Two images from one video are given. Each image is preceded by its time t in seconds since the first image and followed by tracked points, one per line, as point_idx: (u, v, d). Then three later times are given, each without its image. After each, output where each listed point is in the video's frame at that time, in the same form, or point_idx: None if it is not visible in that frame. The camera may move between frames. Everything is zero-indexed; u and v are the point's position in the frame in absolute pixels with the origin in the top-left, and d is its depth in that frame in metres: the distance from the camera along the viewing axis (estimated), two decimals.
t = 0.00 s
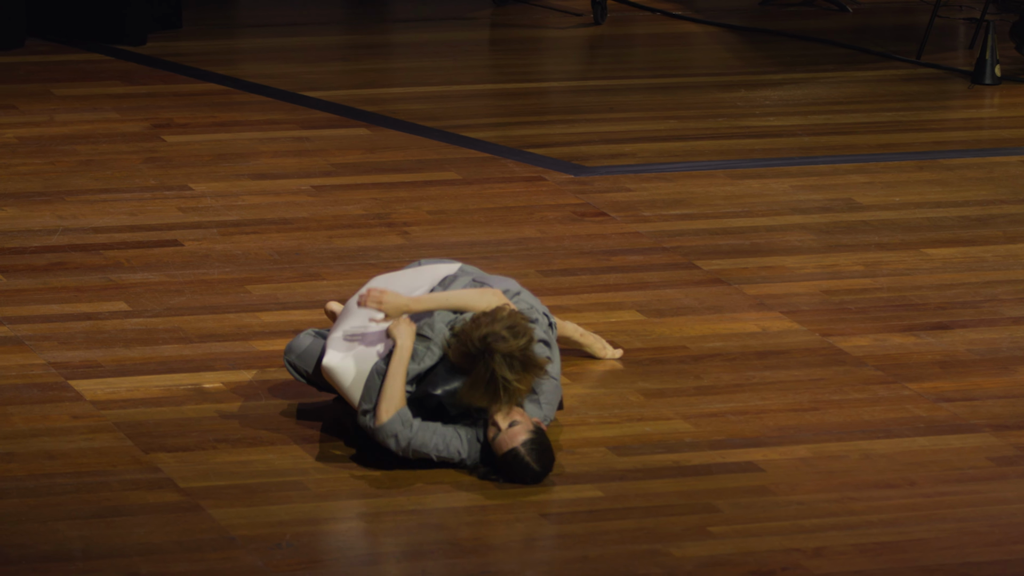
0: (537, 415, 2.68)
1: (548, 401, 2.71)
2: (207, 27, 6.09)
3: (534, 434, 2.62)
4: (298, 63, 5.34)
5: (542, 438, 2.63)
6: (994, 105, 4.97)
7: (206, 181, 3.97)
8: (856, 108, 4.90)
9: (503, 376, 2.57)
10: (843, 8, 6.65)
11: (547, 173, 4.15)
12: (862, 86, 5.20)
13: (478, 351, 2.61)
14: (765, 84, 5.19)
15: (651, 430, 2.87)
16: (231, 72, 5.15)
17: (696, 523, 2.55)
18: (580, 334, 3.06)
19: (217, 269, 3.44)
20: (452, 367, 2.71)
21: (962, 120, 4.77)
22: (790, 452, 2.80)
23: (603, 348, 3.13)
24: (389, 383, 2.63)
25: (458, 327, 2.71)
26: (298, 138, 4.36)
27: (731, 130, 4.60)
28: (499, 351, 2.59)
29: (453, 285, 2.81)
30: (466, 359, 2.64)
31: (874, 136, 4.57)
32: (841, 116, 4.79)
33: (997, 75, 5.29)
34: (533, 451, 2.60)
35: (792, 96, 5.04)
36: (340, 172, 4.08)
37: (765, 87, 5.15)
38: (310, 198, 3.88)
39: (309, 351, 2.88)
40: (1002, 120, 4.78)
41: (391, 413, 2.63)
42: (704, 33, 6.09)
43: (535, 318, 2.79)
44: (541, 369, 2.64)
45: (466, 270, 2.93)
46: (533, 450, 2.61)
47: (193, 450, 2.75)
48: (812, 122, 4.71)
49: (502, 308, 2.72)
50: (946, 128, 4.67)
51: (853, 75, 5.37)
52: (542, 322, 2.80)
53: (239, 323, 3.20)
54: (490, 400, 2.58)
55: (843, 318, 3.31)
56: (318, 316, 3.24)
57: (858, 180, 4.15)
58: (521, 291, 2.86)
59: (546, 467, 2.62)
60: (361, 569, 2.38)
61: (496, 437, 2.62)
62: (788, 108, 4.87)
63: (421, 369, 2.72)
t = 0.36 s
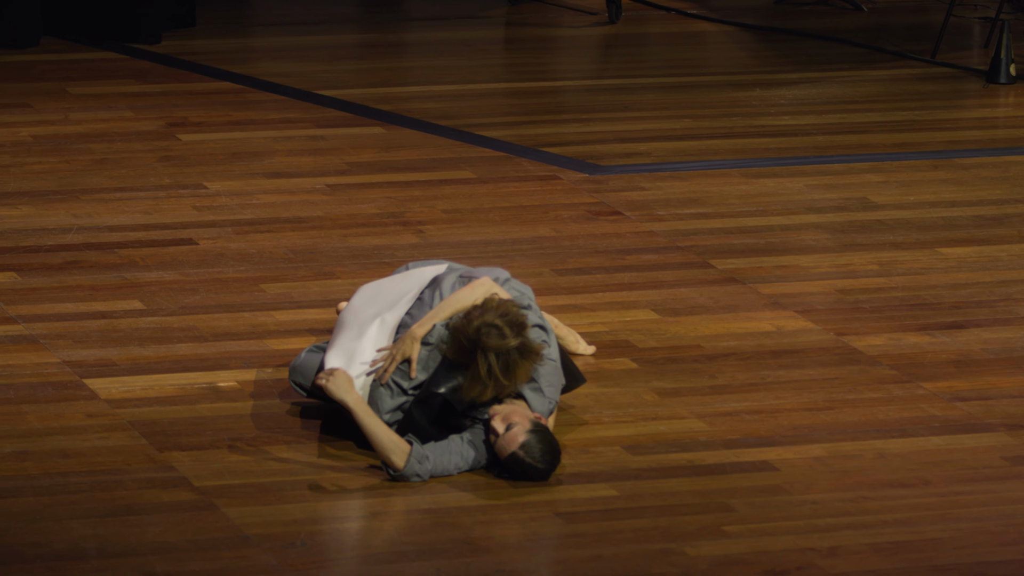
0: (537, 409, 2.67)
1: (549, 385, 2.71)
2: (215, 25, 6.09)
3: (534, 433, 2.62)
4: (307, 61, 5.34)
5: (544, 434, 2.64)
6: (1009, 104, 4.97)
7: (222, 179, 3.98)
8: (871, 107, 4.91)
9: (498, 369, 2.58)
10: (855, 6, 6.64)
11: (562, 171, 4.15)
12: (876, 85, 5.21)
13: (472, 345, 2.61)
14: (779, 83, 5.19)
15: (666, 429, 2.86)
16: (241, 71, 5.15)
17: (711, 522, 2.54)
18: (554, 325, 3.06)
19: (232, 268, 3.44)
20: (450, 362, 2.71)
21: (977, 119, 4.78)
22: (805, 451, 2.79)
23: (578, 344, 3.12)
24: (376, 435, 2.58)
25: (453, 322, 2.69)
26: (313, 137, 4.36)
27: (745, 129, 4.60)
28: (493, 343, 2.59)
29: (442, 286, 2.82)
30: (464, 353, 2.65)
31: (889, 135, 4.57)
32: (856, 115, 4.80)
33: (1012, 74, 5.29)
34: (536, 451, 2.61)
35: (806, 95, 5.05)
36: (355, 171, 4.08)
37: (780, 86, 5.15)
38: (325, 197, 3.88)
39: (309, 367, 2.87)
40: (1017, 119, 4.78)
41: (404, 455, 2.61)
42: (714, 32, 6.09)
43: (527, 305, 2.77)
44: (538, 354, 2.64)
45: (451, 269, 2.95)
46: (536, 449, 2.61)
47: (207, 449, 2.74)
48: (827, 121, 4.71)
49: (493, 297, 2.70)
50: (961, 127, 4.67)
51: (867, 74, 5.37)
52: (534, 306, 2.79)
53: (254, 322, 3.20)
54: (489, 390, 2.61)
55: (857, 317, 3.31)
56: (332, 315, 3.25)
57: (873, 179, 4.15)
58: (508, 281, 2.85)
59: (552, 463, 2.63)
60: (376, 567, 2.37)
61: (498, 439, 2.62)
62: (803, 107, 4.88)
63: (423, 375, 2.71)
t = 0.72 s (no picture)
0: (539, 399, 2.60)
1: (548, 372, 2.63)
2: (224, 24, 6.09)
3: (534, 424, 2.55)
4: (318, 60, 5.34)
5: (546, 425, 2.57)
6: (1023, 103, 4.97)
7: (236, 178, 3.98)
8: (885, 106, 4.91)
9: (498, 363, 2.52)
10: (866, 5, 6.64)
11: (577, 170, 4.15)
12: (890, 84, 5.21)
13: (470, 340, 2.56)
14: (793, 82, 5.20)
15: (680, 429, 2.86)
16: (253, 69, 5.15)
17: (724, 522, 2.54)
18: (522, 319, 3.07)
19: (246, 267, 3.44)
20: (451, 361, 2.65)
21: (990, 118, 4.78)
22: (819, 450, 2.79)
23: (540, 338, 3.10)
24: (377, 455, 2.57)
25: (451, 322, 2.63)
26: (327, 136, 4.36)
27: (759, 128, 4.60)
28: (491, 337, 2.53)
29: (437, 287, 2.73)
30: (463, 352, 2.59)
31: (903, 134, 4.57)
32: (870, 114, 4.80)
33: None
34: (537, 443, 2.54)
35: (820, 94, 5.05)
36: (369, 170, 4.08)
37: (795, 85, 5.15)
38: (339, 196, 3.88)
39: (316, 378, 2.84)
40: None
41: (414, 458, 2.61)
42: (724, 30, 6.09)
43: (520, 296, 2.71)
44: (536, 345, 2.57)
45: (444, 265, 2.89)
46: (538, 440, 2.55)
47: (221, 447, 2.74)
48: (841, 120, 4.71)
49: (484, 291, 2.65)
50: (975, 127, 4.68)
51: (882, 73, 5.37)
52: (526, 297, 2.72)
53: (268, 320, 3.20)
54: (492, 386, 2.55)
55: (871, 317, 3.31)
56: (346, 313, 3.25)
57: (887, 179, 4.15)
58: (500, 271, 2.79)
59: (555, 453, 2.57)
60: (390, 567, 2.36)
61: (498, 432, 2.56)
62: (818, 106, 4.88)
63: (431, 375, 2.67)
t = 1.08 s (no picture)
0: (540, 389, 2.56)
1: (548, 364, 2.60)
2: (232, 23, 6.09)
3: (534, 407, 2.49)
4: (327, 59, 5.34)
5: (548, 408, 2.51)
6: None
7: (248, 177, 3.98)
8: (897, 105, 4.91)
9: (499, 361, 2.48)
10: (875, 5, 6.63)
11: (589, 169, 4.15)
12: (903, 83, 5.21)
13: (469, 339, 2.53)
14: (806, 81, 5.20)
15: (692, 427, 2.85)
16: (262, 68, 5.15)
17: (736, 521, 2.54)
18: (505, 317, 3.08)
19: (258, 265, 3.44)
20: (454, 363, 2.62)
21: (1002, 117, 4.78)
22: (831, 449, 2.79)
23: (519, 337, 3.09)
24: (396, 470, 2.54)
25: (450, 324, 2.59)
26: (339, 135, 4.36)
27: (771, 127, 4.61)
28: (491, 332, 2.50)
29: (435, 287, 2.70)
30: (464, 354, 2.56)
31: (914, 134, 4.57)
32: (882, 113, 4.80)
33: None
34: (540, 424, 2.48)
35: (832, 93, 5.05)
36: (381, 169, 4.08)
37: (808, 84, 5.15)
38: (352, 195, 3.88)
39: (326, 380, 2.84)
40: None
41: (426, 461, 2.60)
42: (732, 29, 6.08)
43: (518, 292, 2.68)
44: (535, 340, 2.54)
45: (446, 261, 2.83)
46: (540, 421, 2.48)
47: (233, 446, 2.74)
48: (853, 120, 4.71)
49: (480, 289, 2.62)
50: (987, 126, 4.67)
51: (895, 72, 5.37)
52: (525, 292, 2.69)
53: (280, 319, 3.20)
54: (496, 383, 2.50)
55: (884, 316, 3.31)
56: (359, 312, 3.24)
57: (899, 178, 4.15)
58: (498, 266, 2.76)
59: (561, 435, 2.50)
60: (402, 566, 2.36)
61: (500, 422, 2.51)
62: (830, 105, 4.88)
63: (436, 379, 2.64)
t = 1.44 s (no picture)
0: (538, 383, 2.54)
1: (548, 358, 2.58)
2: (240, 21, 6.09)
3: (530, 399, 2.48)
4: (335, 58, 5.35)
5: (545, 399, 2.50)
6: None
7: (260, 176, 3.98)
8: (907, 105, 4.91)
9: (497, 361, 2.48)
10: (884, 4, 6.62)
11: (600, 168, 4.16)
12: (914, 83, 5.21)
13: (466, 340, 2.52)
14: (817, 80, 5.20)
15: (703, 426, 2.86)
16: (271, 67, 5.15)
17: (747, 520, 2.54)
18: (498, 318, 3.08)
19: (269, 265, 3.44)
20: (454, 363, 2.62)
21: (1013, 117, 4.77)
22: (842, 449, 2.79)
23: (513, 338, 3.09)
24: (416, 482, 2.60)
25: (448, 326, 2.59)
26: (350, 134, 4.37)
27: (782, 126, 4.61)
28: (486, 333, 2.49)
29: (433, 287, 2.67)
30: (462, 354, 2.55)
31: (925, 133, 4.57)
32: (893, 113, 4.80)
33: None
34: (537, 415, 2.46)
35: (843, 93, 5.05)
36: (393, 168, 4.08)
37: (819, 84, 5.15)
38: (363, 194, 3.88)
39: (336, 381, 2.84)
40: None
41: (438, 466, 2.61)
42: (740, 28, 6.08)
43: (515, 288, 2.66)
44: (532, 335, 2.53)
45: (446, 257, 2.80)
46: (538, 412, 2.47)
47: (244, 445, 2.74)
48: (864, 119, 4.71)
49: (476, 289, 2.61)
50: (998, 125, 4.67)
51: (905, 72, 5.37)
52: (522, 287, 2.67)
53: (291, 318, 3.21)
54: (493, 383, 2.50)
55: (895, 315, 3.31)
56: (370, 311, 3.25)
57: (910, 177, 4.15)
58: (496, 262, 2.72)
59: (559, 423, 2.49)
60: (413, 565, 2.36)
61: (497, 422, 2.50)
62: (841, 105, 4.88)
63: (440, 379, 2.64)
